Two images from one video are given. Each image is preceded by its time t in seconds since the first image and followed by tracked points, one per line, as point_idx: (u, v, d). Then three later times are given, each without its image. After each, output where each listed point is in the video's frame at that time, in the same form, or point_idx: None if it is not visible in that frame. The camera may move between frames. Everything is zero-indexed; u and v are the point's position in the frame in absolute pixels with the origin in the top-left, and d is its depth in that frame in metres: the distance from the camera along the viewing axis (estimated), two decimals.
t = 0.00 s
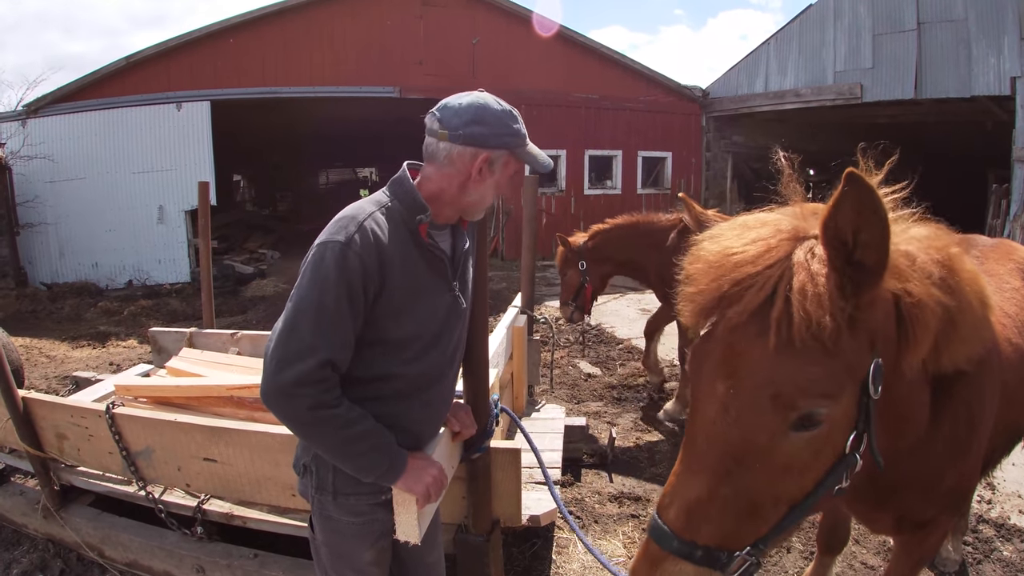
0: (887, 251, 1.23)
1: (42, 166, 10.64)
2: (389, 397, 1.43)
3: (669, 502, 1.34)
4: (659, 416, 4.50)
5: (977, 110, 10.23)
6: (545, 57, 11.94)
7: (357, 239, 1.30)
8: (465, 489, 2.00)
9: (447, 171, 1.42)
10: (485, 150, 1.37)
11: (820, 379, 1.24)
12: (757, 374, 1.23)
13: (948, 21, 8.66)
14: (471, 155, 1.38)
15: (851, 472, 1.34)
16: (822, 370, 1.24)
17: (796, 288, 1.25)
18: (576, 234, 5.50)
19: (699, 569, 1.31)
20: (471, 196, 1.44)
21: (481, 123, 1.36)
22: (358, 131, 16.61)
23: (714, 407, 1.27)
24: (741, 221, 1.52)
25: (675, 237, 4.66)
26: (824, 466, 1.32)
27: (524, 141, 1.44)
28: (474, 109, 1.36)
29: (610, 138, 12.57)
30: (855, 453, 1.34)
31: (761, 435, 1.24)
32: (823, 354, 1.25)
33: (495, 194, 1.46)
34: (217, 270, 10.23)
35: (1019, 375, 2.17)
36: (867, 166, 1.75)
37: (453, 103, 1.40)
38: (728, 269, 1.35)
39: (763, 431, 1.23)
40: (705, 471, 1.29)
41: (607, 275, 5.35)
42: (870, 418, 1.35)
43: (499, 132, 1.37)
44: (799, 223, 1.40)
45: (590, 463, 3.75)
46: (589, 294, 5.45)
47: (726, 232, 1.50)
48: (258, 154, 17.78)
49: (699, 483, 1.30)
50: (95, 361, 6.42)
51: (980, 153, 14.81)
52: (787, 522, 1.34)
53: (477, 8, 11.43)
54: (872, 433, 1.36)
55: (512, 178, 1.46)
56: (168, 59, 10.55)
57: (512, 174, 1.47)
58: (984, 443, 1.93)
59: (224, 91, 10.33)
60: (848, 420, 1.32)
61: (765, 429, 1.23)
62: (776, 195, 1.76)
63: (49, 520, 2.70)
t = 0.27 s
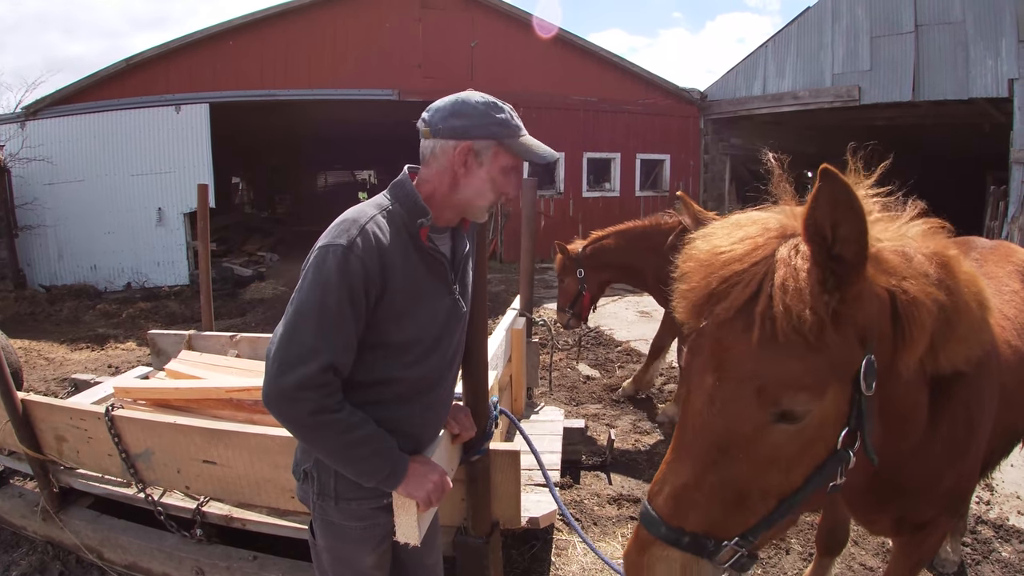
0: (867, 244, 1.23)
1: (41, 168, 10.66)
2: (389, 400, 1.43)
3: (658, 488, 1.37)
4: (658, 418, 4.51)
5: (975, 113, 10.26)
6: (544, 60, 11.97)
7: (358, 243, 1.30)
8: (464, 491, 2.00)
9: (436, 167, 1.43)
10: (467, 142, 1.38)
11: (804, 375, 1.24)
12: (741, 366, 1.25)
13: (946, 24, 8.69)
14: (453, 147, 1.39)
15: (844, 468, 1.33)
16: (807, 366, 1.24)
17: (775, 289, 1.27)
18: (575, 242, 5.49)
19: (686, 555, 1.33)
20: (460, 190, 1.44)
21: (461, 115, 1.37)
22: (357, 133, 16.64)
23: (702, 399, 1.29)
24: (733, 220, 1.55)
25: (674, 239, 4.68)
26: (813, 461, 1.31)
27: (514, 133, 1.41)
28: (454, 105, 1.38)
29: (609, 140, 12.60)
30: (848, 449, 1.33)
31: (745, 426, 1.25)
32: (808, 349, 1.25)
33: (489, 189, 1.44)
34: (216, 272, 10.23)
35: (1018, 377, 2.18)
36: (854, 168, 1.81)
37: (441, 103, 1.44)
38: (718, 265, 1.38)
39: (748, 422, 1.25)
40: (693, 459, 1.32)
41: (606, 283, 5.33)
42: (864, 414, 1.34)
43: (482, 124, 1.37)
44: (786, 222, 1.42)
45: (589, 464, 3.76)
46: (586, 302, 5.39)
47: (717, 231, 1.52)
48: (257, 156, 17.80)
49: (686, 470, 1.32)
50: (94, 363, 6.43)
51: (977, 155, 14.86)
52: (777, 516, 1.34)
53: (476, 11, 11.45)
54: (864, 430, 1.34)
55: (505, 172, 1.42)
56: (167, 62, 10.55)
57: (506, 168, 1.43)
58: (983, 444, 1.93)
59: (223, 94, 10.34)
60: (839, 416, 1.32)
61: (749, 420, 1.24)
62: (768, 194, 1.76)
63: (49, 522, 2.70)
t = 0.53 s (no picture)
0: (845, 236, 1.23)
1: (40, 169, 10.68)
2: (383, 399, 1.44)
3: (642, 463, 1.43)
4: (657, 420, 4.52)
5: (973, 115, 10.28)
6: (543, 61, 11.99)
7: (345, 242, 1.31)
8: (463, 492, 2.01)
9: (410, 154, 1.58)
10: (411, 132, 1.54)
11: (784, 362, 1.26)
12: (721, 349, 1.29)
13: (944, 26, 8.70)
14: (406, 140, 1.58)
15: (825, 459, 1.34)
16: (790, 354, 1.26)
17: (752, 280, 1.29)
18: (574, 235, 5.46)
19: (664, 528, 1.38)
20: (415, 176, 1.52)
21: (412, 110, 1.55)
22: (357, 135, 16.66)
23: (686, 381, 1.34)
24: (731, 209, 1.59)
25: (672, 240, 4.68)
26: (793, 450, 1.33)
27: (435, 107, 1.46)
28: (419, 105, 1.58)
29: (608, 142, 12.62)
30: (832, 442, 1.34)
31: (723, 408, 1.29)
32: (790, 338, 1.26)
33: (424, 167, 1.47)
34: (215, 273, 10.23)
35: (1016, 379, 2.19)
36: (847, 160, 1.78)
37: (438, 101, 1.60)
38: (717, 255, 1.39)
39: (723, 404, 1.29)
40: (673, 437, 1.36)
41: (605, 278, 5.36)
42: (850, 410, 1.34)
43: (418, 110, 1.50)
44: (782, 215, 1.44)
45: (588, 465, 3.76)
46: (585, 296, 5.44)
47: (716, 218, 1.55)
48: (256, 157, 17.82)
49: (666, 448, 1.37)
50: (93, 364, 6.43)
51: (975, 157, 14.92)
52: (758, 501, 1.36)
53: (475, 12, 11.47)
54: (851, 423, 1.34)
55: (433, 145, 1.45)
56: (165, 63, 10.54)
57: (441, 143, 1.45)
58: (983, 446, 1.94)
59: (223, 95, 10.35)
60: (823, 407, 1.33)
61: (724, 402, 1.29)
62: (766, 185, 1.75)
63: (47, 523, 2.70)
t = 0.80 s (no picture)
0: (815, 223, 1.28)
1: (38, 170, 10.69)
2: (377, 397, 1.45)
3: (631, 443, 1.50)
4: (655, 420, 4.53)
5: (971, 116, 10.31)
6: (542, 62, 12.01)
7: (333, 243, 1.32)
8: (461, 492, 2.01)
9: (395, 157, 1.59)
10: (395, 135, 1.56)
11: (760, 346, 1.33)
12: (702, 333, 1.36)
13: (942, 28, 8.73)
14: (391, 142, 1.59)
15: (808, 445, 1.41)
16: (768, 337, 1.33)
17: (732, 269, 1.37)
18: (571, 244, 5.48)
19: (650, 507, 1.44)
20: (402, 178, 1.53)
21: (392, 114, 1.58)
22: (356, 136, 16.67)
23: (672, 365, 1.41)
24: (721, 199, 1.66)
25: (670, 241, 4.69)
26: (772, 436, 1.39)
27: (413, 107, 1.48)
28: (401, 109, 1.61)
29: (607, 143, 12.64)
30: (814, 428, 1.41)
31: (704, 391, 1.36)
32: (768, 323, 1.34)
33: (410, 168, 1.47)
34: (213, 274, 10.23)
35: (1014, 378, 2.20)
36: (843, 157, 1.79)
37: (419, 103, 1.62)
38: (704, 245, 1.47)
39: (706, 387, 1.36)
40: (659, 418, 1.43)
41: (605, 283, 5.32)
42: (831, 395, 1.41)
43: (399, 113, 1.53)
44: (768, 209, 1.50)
45: (586, 466, 3.77)
46: (587, 304, 5.39)
47: (705, 207, 1.63)
48: (255, 158, 17.81)
49: (653, 429, 1.44)
50: (91, 365, 6.43)
51: (972, 159, 14.97)
52: (740, 483, 1.42)
53: (474, 14, 11.49)
54: (832, 409, 1.41)
55: (417, 145, 1.46)
56: (164, 64, 10.54)
57: (425, 143, 1.47)
58: (981, 446, 1.95)
59: (222, 96, 10.36)
60: (804, 392, 1.39)
61: (707, 384, 1.35)
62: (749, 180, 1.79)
63: (46, 523, 2.70)
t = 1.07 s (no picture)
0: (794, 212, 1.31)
1: (37, 170, 10.70)
2: (374, 394, 1.46)
3: (620, 426, 1.52)
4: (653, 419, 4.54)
5: (969, 116, 10.33)
6: (540, 62, 12.02)
7: (327, 239, 1.33)
8: (459, 490, 2.02)
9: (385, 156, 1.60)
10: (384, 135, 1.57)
11: (745, 334, 1.36)
12: (689, 321, 1.40)
13: (940, 28, 8.75)
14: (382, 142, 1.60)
15: (791, 434, 1.44)
16: (753, 325, 1.37)
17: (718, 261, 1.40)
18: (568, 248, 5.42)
19: (637, 489, 1.46)
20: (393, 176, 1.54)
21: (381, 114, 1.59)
22: (354, 136, 16.67)
23: (662, 351, 1.44)
24: (716, 190, 1.68)
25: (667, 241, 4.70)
26: (757, 421, 1.42)
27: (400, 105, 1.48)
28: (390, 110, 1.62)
29: (605, 143, 12.65)
30: (797, 417, 1.44)
31: (690, 375, 1.39)
32: (752, 312, 1.37)
33: (401, 165, 1.48)
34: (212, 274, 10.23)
35: (1010, 377, 2.21)
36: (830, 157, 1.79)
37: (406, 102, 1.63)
38: (692, 238, 1.49)
39: (692, 371, 1.39)
40: (647, 402, 1.45)
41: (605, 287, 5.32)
42: (816, 385, 1.44)
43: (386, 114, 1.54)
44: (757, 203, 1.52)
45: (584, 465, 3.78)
46: (591, 307, 5.39)
47: (700, 198, 1.65)
48: (253, 158, 17.80)
49: (640, 412, 1.46)
50: (90, 365, 6.43)
51: (970, 159, 15.00)
52: (725, 470, 1.44)
53: (472, 14, 11.51)
54: (816, 399, 1.44)
55: (407, 142, 1.47)
56: (163, 64, 10.54)
57: (415, 139, 1.48)
58: (976, 445, 1.96)
59: (220, 96, 10.37)
60: (789, 381, 1.42)
61: (691, 368, 1.39)
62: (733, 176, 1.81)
63: (46, 522, 2.71)
